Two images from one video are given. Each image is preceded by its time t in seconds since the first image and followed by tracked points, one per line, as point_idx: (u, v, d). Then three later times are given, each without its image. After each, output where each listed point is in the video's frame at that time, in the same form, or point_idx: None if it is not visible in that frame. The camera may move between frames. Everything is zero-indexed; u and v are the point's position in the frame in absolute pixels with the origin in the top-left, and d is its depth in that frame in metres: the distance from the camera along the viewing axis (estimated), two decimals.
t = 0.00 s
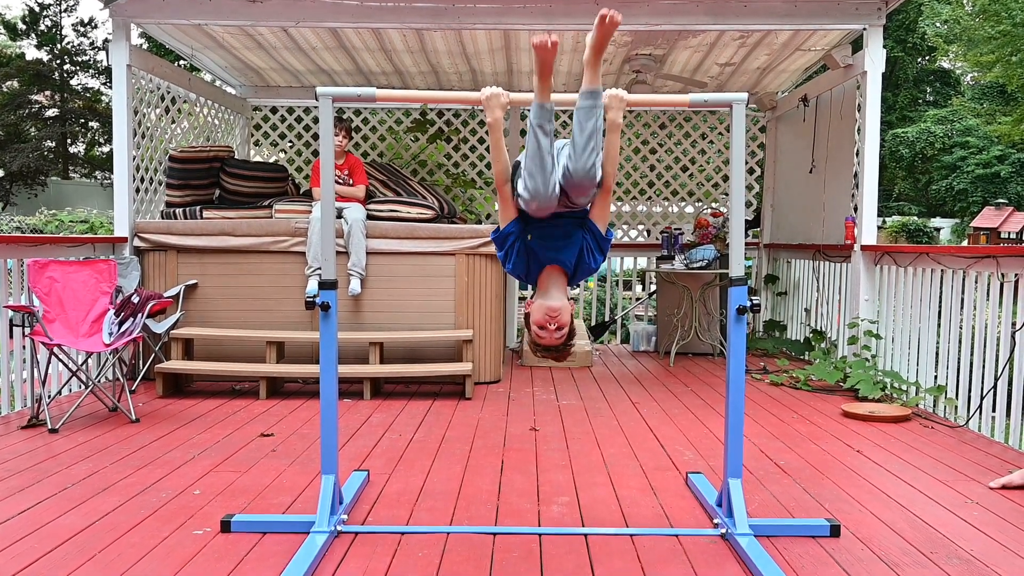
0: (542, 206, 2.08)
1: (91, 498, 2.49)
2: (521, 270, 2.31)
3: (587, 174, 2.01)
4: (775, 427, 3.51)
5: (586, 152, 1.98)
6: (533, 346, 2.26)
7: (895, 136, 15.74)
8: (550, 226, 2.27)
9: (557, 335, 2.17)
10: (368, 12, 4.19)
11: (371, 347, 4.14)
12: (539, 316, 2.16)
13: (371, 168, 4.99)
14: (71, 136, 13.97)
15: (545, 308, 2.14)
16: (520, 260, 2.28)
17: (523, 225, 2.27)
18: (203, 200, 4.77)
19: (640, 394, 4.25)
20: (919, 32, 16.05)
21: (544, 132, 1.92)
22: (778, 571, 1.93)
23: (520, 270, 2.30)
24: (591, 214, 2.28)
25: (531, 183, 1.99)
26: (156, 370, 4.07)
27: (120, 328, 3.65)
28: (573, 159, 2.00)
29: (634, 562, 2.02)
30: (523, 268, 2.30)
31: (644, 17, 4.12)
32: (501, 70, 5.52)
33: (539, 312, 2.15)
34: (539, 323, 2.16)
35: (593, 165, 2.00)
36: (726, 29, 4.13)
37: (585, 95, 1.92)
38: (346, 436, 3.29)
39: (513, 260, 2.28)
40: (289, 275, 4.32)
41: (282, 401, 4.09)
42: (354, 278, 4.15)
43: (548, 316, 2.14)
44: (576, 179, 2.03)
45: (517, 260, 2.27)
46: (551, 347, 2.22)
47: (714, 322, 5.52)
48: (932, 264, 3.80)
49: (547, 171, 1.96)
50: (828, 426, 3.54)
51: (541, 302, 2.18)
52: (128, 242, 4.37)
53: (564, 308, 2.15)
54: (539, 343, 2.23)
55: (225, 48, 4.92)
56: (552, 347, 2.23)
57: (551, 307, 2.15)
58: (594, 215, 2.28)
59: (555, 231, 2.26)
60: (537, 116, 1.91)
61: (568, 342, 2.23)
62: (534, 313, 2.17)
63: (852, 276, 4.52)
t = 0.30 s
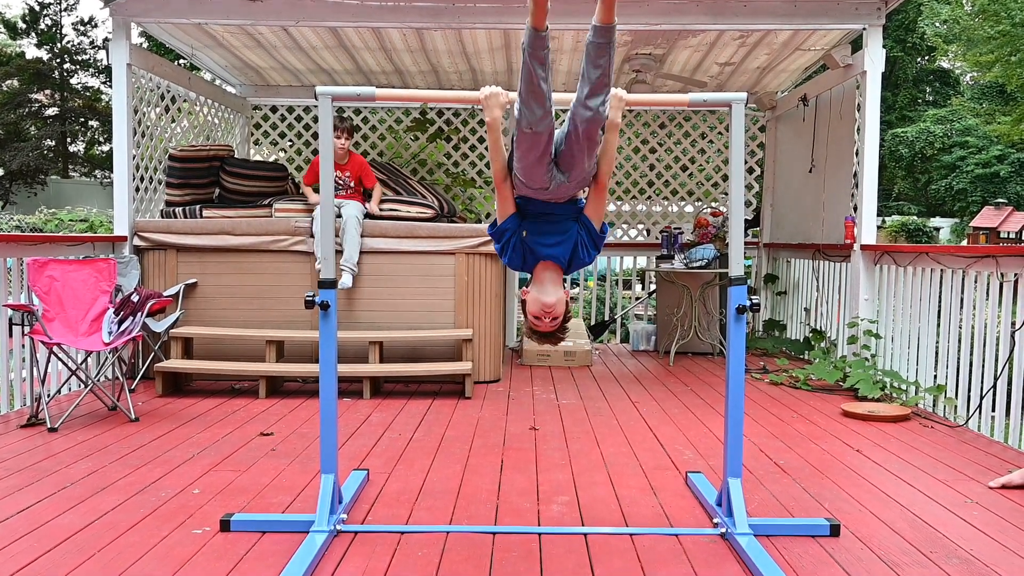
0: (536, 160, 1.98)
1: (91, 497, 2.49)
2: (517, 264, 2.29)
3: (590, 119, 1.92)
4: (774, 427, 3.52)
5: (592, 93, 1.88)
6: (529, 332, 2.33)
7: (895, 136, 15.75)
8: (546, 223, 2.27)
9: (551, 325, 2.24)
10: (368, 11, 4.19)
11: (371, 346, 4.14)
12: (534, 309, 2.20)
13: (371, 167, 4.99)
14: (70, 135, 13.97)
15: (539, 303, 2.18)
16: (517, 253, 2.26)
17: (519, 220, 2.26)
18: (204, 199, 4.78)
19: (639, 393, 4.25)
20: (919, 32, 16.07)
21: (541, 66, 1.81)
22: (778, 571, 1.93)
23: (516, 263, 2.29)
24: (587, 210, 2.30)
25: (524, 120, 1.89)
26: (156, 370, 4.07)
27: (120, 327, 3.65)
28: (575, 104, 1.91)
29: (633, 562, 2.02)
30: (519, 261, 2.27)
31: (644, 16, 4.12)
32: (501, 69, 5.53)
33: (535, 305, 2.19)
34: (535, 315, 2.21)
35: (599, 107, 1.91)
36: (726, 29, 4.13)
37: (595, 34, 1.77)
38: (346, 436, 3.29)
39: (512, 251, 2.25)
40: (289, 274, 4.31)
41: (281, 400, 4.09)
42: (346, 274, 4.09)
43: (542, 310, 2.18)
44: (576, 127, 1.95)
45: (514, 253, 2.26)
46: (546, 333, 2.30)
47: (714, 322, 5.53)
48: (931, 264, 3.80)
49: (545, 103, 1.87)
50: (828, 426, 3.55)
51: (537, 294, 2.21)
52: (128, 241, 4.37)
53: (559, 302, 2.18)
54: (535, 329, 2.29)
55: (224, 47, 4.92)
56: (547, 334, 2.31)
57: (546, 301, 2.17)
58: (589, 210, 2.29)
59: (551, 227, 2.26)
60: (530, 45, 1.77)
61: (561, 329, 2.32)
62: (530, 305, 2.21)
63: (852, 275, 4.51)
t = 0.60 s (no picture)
0: (549, 142, 1.99)
1: (90, 497, 2.49)
2: (522, 269, 2.24)
3: (597, 98, 1.95)
4: (774, 426, 3.52)
5: (597, 73, 1.91)
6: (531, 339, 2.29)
7: (895, 136, 15.75)
8: (551, 226, 2.26)
9: (555, 332, 2.19)
10: (368, 11, 4.18)
11: (371, 345, 4.14)
12: (538, 315, 2.17)
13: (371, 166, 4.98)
14: (70, 134, 13.96)
15: (544, 309, 2.14)
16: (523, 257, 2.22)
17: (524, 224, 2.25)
18: (203, 198, 4.78)
19: (639, 393, 4.25)
20: (919, 32, 16.07)
21: (558, 39, 1.83)
22: (778, 570, 1.93)
23: (521, 268, 2.24)
24: (591, 213, 2.31)
25: (539, 96, 1.92)
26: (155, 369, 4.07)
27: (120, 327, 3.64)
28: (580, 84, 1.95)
29: (633, 562, 2.02)
30: (525, 265, 2.23)
31: (644, 16, 4.12)
32: (501, 69, 5.53)
33: (539, 311, 2.16)
34: (539, 321, 2.18)
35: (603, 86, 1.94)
36: (726, 29, 4.13)
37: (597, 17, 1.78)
38: (345, 435, 3.29)
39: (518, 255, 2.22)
40: (288, 274, 4.31)
41: (281, 400, 4.09)
42: (353, 285, 4.09)
43: (547, 317, 2.15)
44: (585, 109, 1.98)
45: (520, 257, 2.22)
46: (549, 341, 2.27)
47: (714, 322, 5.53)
48: (931, 264, 3.80)
49: (557, 80, 1.90)
50: (827, 426, 3.55)
51: (542, 301, 2.18)
52: (128, 241, 4.37)
53: (563, 308, 2.15)
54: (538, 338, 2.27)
55: (225, 47, 4.92)
56: (551, 343, 2.28)
57: (551, 307, 2.14)
58: (593, 213, 2.30)
59: (556, 231, 2.25)
60: (550, 18, 1.79)
61: (564, 337, 2.28)
62: (533, 311, 2.18)
63: (852, 275, 4.51)
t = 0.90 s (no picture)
0: (549, 121, 2.04)
1: (90, 496, 2.49)
2: (524, 271, 2.21)
3: (594, 76, 2.02)
4: (774, 426, 3.52)
5: (593, 50, 1.99)
6: (537, 350, 2.25)
7: (895, 136, 15.76)
8: (554, 228, 2.25)
9: (560, 340, 2.15)
10: (368, 10, 4.18)
11: (370, 344, 4.15)
12: (543, 321, 2.14)
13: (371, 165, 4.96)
14: (70, 134, 13.94)
15: (547, 315, 2.11)
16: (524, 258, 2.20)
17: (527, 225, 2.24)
18: (203, 197, 4.78)
19: (639, 393, 4.25)
20: (919, 32, 16.08)
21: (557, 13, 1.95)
22: (777, 570, 1.93)
23: (523, 270, 2.21)
24: (596, 214, 2.31)
25: (539, 72, 1.99)
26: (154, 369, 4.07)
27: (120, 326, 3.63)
28: (577, 65, 2.04)
29: (632, 562, 2.02)
30: (526, 266, 2.21)
31: (644, 16, 4.12)
32: (500, 68, 5.53)
33: (542, 317, 2.13)
34: (542, 328, 2.14)
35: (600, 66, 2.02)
36: (726, 28, 4.13)
37: None
38: (344, 435, 3.29)
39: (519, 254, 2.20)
40: (288, 273, 4.31)
41: (281, 399, 4.09)
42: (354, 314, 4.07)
43: (550, 323, 2.12)
44: (584, 89, 2.05)
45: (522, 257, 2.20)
46: (555, 351, 2.22)
47: (713, 321, 5.52)
48: (931, 264, 3.80)
49: (557, 57, 2.00)
50: (827, 425, 3.55)
51: (546, 306, 2.15)
52: (127, 240, 4.37)
53: (568, 314, 2.11)
54: (542, 347, 2.22)
55: (225, 46, 4.92)
56: (556, 352, 2.22)
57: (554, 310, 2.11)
58: (598, 214, 2.30)
59: (560, 233, 2.24)
60: None
61: (570, 346, 2.23)
62: (539, 318, 2.15)
63: (852, 274, 4.51)
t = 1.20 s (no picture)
0: (547, 117, 2.04)
1: (89, 495, 2.49)
2: (521, 271, 2.21)
3: (589, 72, 2.05)
4: (773, 426, 3.52)
5: (587, 46, 2.02)
6: (535, 356, 2.24)
7: (895, 136, 15.76)
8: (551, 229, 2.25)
9: (559, 343, 2.15)
10: (368, 9, 4.18)
11: (371, 344, 4.15)
12: (541, 324, 2.14)
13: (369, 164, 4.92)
14: (69, 133, 13.93)
15: (545, 317, 2.12)
16: (521, 257, 2.20)
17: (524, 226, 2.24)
18: (203, 197, 4.78)
19: (639, 392, 4.25)
20: (919, 32, 16.09)
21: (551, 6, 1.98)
22: (776, 570, 1.93)
23: (519, 270, 2.21)
24: (595, 214, 2.31)
25: (535, 68, 2.01)
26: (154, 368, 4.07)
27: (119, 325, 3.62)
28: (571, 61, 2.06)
29: (632, 562, 2.02)
30: (523, 266, 2.21)
31: (644, 15, 4.12)
32: (500, 68, 5.53)
33: (541, 319, 2.13)
34: (541, 331, 2.14)
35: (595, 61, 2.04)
36: (725, 28, 4.13)
37: None
38: (344, 435, 3.29)
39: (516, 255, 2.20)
40: (288, 273, 4.31)
41: (281, 399, 4.09)
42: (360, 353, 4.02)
43: (549, 324, 2.12)
44: (579, 85, 2.08)
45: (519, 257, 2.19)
46: (554, 357, 2.21)
47: (713, 321, 5.52)
48: (931, 264, 3.81)
49: (552, 51, 2.02)
50: (826, 425, 3.55)
51: (544, 308, 2.15)
52: (127, 240, 4.37)
53: (567, 315, 2.12)
54: (540, 352, 2.21)
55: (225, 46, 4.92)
56: (555, 357, 2.21)
57: (554, 309, 2.12)
58: (597, 214, 2.31)
59: (558, 234, 2.24)
60: None
61: (569, 352, 2.22)
62: (537, 320, 2.15)
63: (852, 274, 4.51)
